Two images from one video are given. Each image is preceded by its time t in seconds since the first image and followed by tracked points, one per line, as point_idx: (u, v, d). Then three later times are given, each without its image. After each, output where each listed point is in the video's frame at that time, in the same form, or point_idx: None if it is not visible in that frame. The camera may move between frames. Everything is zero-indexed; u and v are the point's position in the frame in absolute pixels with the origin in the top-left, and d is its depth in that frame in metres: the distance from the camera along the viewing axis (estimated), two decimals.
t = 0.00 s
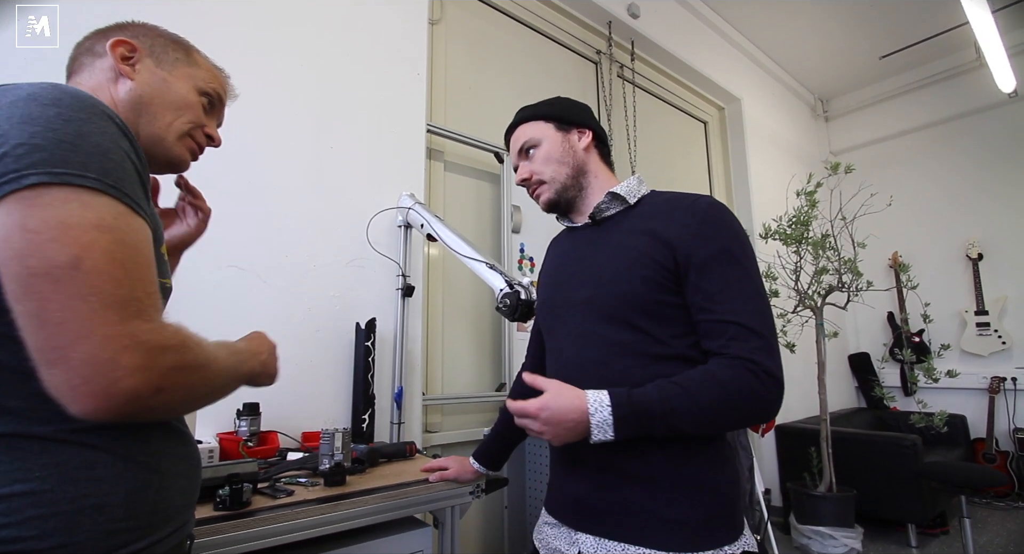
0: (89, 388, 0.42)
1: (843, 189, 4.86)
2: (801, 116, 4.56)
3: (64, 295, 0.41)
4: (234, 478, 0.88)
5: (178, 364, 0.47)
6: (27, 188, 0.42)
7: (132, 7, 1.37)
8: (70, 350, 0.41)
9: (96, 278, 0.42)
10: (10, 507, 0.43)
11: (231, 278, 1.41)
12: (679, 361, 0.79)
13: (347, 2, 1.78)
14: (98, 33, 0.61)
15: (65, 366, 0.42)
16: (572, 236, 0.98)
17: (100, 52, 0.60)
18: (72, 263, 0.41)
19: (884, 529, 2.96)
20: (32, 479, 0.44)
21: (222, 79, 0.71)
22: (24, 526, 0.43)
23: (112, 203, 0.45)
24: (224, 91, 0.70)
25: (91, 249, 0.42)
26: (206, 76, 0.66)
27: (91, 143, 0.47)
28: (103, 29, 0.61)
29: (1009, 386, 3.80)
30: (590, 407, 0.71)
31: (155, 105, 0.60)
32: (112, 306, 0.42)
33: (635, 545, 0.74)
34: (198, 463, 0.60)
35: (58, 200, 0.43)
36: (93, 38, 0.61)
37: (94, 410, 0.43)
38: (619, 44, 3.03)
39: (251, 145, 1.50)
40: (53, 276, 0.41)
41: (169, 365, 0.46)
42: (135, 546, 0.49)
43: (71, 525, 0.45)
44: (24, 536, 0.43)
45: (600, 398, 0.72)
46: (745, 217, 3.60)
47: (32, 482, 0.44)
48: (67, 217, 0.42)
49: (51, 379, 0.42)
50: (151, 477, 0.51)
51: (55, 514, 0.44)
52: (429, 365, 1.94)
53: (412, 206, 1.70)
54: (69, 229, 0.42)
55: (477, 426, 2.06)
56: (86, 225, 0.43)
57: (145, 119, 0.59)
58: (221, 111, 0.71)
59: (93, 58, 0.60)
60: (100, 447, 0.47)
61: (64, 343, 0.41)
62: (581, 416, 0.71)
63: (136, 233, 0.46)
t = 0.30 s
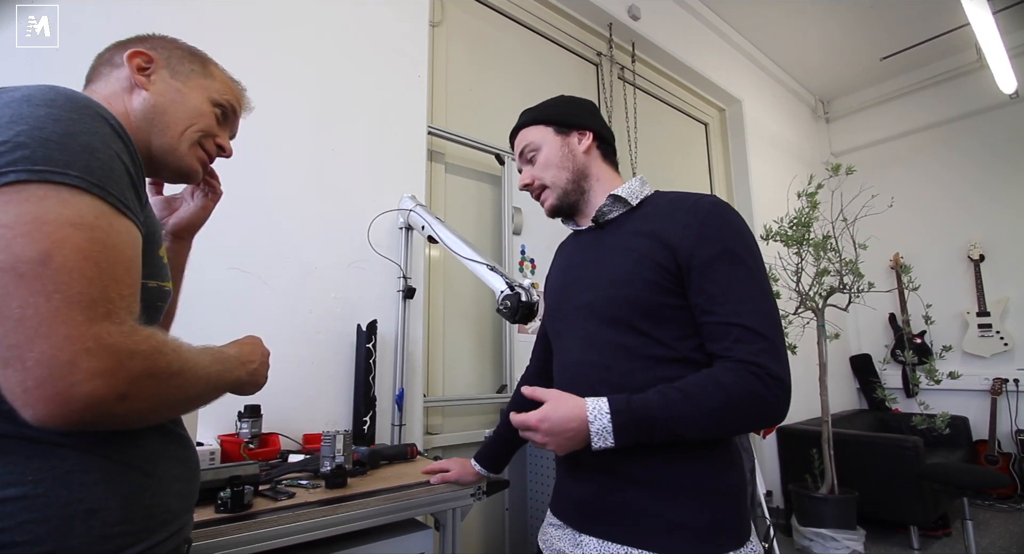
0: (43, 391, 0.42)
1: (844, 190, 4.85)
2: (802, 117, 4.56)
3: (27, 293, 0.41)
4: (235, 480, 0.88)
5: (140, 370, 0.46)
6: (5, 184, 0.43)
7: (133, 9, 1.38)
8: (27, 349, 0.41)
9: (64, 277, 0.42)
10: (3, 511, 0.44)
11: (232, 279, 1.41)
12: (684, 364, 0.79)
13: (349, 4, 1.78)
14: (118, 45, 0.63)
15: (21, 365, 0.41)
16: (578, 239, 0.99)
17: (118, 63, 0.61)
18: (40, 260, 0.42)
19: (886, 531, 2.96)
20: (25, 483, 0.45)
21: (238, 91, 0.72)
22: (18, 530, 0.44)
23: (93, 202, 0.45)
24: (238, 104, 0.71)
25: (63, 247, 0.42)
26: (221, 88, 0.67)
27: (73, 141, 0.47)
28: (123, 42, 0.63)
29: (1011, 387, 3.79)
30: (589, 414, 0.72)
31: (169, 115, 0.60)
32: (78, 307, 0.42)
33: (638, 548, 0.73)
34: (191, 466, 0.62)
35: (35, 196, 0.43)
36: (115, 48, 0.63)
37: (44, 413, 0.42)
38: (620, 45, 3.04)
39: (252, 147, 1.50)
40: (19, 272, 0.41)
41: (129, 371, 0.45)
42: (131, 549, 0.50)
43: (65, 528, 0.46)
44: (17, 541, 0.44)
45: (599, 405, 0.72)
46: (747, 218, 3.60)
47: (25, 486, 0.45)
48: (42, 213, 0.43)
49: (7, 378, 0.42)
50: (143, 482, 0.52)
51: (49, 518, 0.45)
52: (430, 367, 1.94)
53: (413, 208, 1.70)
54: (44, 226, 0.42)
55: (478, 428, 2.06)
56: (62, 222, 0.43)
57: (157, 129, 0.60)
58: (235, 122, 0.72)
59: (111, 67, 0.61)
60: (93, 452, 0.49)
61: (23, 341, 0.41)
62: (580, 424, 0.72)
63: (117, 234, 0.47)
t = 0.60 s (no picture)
0: (36, 402, 0.41)
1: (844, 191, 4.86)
2: (801, 118, 4.56)
3: (23, 301, 0.41)
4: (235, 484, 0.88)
5: (135, 379, 0.46)
6: (5, 193, 0.43)
7: (133, 10, 1.38)
8: (21, 359, 0.41)
9: (60, 286, 0.42)
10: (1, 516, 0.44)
11: (232, 281, 1.41)
12: (682, 367, 0.78)
13: (349, 6, 1.79)
14: (131, 48, 0.63)
15: (14, 375, 0.41)
16: (581, 244, 0.99)
17: (130, 66, 0.61)
18: (37, 269, 0.42)
19: (887, 532, 2.95)
20: (23, 489, 0.45)
21: (246, 99, 0.72)
22: (15, 536, 0.44)
23: (93, 211, 0.45)
24: (246, 112, 0.71)
25: (61, 256, 0.42)
26: (230, 97, 0.67)
27: (72, 148, 0.47)
28: (136, 45, 0.63)
29: (1012, 388, 3.79)
30: (581, 421, 0.73)
31: (176, 124, 0.61)
32: (74, 316, 0.42)
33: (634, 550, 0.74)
34: (194, 469, 0.62)
35: (35, 205, 0.43)
36: (126, 50, 0.63)
37: (35, 424, 0.42)
38: (619, 47, 3.04)
39: (252, 149, 1.50)
40: (16, 282, 0.41)
41: (123, 382, 0.45)
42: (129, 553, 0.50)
43: (62, 535, 0.46)
44: (14, 546, 0.44)
45: (591, 412, 0.74)
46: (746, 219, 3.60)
47: (22, 492, 0.45)
48: (42, 222, 0.43)
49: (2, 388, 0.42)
50: (143, 486, 0.53)
51: (48, 523, 0.45)
52: (430, 369, 1.93)
53: (413, 210, 1.70)
54: (42, 234, 0.42)
55: (478, 430, 2.06)
56: (61, 231, 0.43)
57: (164, 138, 0.60)
58: (242, 132, 0.72)
59: (122, 71, 0.61)
60: (91, 458, 0.49)
61: (17, 350, 0.41)
62: (572, 430, 0.74)
63: (117, 243, 0.47)
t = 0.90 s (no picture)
0: (35, 408, 0.41)
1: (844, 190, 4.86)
2: (801, 117, 4.55)
3: (24, 307, 0.41)
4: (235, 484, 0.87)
5: (135, 386, 0.45)
6: (11, 199, 0.43)
7: (133, 9, 1.37)
8: (21, 365, 0.41)
9: (62, 291, 0.42)
10: (3, 517, 0.44)
11: (232, 281, 1.41)
12: (681, 368, 0.78)
13: (349, 5, 1.79)
14: (159, 50, 0.62)
15: (15, 380, 0.41)
16: (582, 244, 0.98)
17: (159, 71, 0.61)
18: (39, 274, 0.41)
19: (886, 532, 2.96)
20: (25, 490, 0.45)
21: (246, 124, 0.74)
22: (17, 537, 0.44)
23: (97, 215, 0.45)
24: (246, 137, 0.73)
25: (64, 261, 0.42)
26: (241, 123, 0.69)
27: (76, 152, 0.46)
28: (166, 48, 0.63)
29: (1012, 387, 3.79)
30: (578, 423, 0.74)
31: (196, 139, 0.61)
32: (74, 322, 0.42)
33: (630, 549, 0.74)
34: (194, 469, 0.62)
35: (40, 210, 0.43)
36: (152, 50, 0.62)
37: (35, 430, 0.42)
38: (619, 47, 3.04)
39: (252, 148, 1.50)
40: (18, 287, 0.41)
41: (124, 389, 0.45)
42: None
43: (64, 537, 0.46)
44: (16, 547, 0.44)
45: (589, 414, 0.74)
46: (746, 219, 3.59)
47: (25, 493, 0.45)
48: (46, 226, 0.43)
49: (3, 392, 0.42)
50: (143, 487, 0.52)
51: (51, 524, 0.45)
52: (430, 368, 1.93)
53: (413, 209, 1.70)
54: (46, 239, 0.42)
55: (478, 428, 2.06)
56: (64, 235, 0.43)
57: (181, 149, 0.60)
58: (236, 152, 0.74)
59: (148, 73, 0.61)
60: (94, 459, 0.49)
61: (17, 355, 0.41)
62: (569, 432, 0.74)
63: (121, 246, 0.46)
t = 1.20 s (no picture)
0: (42, 402, 0.41)
1: (843, 190, 4.86)
2: (800, 117, 4.56)
3: (37, 301, 0.41)
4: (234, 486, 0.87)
5: (142, 384, 0.45)
6: (27, 195, 0.43)
7: (133, 10, 1.37)
8: (29, 358, 0.41)
9: (75, 287, 0.42)
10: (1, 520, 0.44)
11: (232, 282, 1.41)
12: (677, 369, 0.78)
13: (349, 7, 1.79)
14: (190, 77, 0.65)
15: (21, 373, 0.41)
16: (585, 245, 0.98)
17: (187, 99, 0.64)
18: (53, 269, 0.41)
19: (886, 532, 2.95)
20: (24, 493, 0.45)
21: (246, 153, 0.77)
22: (14, 541, 0.44)
23: (112, 214, 0.45)
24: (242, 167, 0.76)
25: (78, 257, 0.42)
26: (241, 160, 0.72)
27: (90, 151, 0.46)
28: (197, 77, 0.66)
29: (1011, 387, 3.79)
30: (557, 380, 0.69)
31: (198, 167, 0.64)
32: (86, 317, 0.42)
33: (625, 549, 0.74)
34: (193, 474, 0.62)
35: (57, 206, 0.43)
36: (183, 75, 0.65)
37: (39, 424, 0.41)
38: (619, 48, 3.05)
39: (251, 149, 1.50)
40: (31, 280, 0.41)
41: (133, 388, 0.45)
42: None
43: (61, 541, 0.46)
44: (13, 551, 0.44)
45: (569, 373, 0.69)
46: (746, 219, 3.60)
47: (24, 496, 0.45)
48: (63, 222, 0.43)
49: (7, 386, 0.42)
50: (143, 490, 0.52)
51: (46, 529, 0.45)
52: (430, 370, 1.93)
53: (412, 211, 1.70)
54: (61, 235, 0.42)
55: (479, 429, 2.06)
56: (79, 233, 0.43)
57: (181, 173, 0.62)
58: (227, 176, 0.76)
59: (176, 97, 0.63)
60: (95, 462, 0.49)
61: (27, 350, 0.41)
62: (547, 393, 0.69)
63: (134, 247, 0.47)
